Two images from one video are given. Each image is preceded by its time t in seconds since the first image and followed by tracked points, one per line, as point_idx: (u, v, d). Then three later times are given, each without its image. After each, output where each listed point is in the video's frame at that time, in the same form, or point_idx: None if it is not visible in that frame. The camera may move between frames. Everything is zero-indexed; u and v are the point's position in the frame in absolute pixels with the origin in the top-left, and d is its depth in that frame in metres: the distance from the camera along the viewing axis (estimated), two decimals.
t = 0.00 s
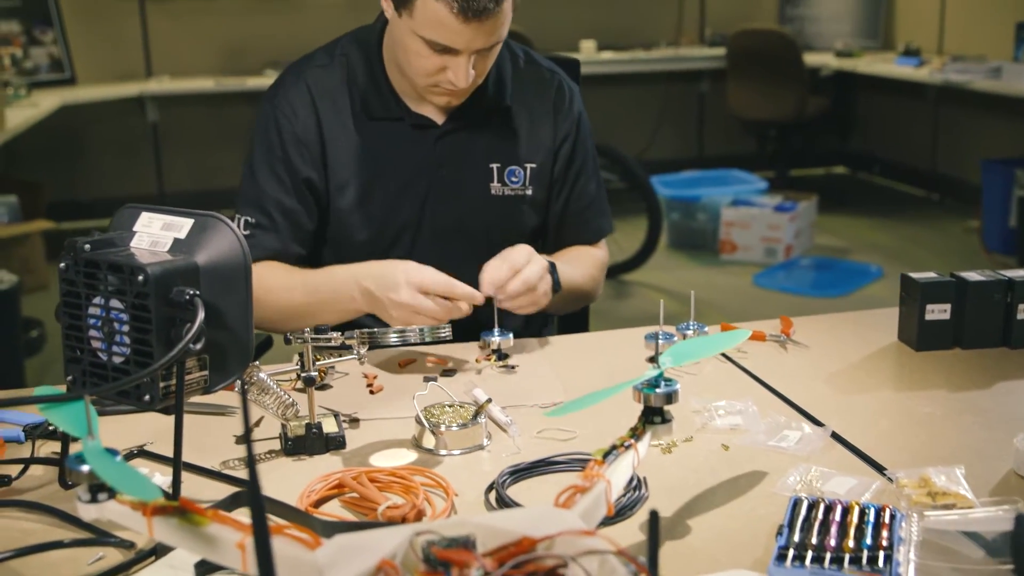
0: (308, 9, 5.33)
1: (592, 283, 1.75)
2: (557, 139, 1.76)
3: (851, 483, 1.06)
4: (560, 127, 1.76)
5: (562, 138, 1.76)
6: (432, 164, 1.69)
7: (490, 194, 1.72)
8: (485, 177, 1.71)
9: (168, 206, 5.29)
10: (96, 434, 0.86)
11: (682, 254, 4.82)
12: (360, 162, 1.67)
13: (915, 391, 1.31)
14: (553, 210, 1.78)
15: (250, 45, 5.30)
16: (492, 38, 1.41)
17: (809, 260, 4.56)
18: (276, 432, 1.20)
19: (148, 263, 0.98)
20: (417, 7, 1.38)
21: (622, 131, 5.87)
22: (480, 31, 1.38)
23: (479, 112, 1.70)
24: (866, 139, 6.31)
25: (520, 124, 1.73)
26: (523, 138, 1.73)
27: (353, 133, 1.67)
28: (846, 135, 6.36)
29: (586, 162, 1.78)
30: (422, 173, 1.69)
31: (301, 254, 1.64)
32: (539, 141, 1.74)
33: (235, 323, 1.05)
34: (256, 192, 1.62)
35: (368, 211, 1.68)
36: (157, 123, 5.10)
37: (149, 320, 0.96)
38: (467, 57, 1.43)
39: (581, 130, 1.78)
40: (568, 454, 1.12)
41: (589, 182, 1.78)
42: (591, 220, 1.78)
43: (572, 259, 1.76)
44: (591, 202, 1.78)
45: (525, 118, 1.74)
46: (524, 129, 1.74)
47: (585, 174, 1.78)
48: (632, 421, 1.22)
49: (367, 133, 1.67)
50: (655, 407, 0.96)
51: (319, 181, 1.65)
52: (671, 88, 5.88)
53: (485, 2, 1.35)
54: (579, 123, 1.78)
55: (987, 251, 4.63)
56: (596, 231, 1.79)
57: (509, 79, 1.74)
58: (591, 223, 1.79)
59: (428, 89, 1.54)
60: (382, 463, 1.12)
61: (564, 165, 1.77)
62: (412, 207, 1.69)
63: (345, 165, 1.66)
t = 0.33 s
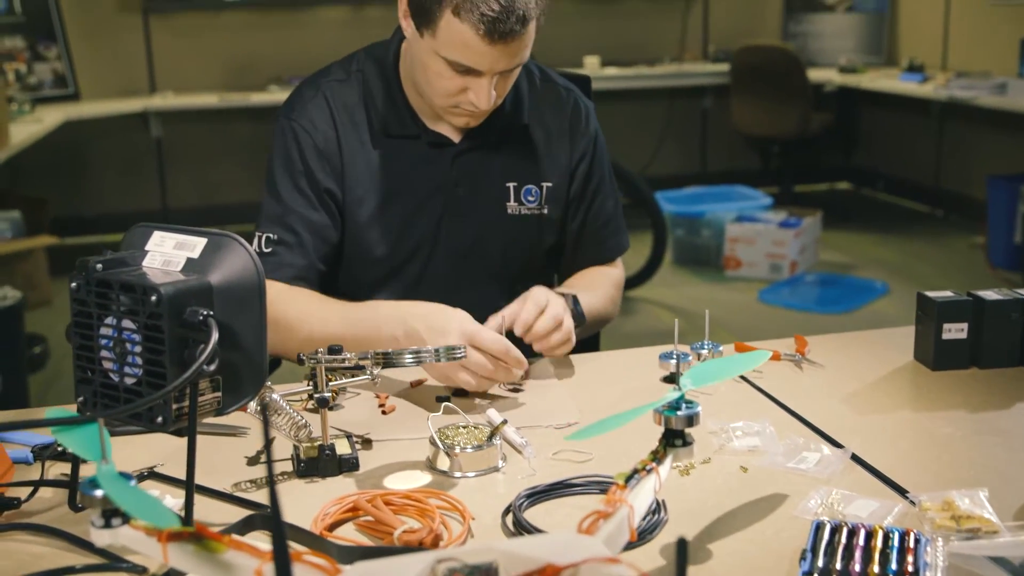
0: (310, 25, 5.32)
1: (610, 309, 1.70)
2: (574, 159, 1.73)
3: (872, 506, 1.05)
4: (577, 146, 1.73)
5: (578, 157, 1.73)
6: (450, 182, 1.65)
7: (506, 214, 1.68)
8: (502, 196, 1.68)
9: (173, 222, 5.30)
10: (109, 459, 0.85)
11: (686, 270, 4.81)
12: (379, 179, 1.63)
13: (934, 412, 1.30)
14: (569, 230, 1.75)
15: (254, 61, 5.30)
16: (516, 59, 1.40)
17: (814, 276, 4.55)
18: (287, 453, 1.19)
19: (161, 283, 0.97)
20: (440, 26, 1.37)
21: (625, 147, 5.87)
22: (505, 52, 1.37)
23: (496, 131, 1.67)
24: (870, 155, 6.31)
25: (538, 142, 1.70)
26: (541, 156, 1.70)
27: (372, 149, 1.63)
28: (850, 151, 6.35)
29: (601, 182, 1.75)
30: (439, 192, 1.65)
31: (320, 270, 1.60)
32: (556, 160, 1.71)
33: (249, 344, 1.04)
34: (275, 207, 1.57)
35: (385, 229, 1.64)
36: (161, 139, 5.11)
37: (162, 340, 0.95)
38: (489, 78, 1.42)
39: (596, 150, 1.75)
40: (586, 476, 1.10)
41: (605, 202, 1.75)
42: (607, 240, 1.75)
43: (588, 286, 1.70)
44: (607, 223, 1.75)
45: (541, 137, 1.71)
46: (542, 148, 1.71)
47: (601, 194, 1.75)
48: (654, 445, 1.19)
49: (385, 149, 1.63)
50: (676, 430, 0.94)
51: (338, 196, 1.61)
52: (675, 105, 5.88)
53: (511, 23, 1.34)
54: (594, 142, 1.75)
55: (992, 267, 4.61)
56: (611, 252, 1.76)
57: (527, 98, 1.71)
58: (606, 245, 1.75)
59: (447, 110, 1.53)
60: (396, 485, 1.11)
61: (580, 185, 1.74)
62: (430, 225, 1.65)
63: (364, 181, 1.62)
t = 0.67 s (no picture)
0: (312, 44, 5.32)
1: (616, 339, 1.69)
2: (589, 185, 1.71)
3: (893, 533, 1.03)
4: (592, 172, 1.72)
5: (593, 184, 1.72)
6: (465, 207, 1.64)
7: (520, 239, 1.67)
8: (517, 222, 1.66)
9: (175, 241, 5.29)
10: (122, 488, 0.84)
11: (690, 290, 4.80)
12: (393, 202, 1.61)
13: (950, 436, 1.28)
14: (583, 257, 1.74)
15: (256, 79, 5.29)
16: (540, 91, 1.35)
17: (818, 295, 4.55)
18: (298, 478, 1.17)
19: (173, 306, 0.95)
20: (466, 56, 1.33)
21: (627, 166, 5.86)
22: (529, 87, 1.33)
23: (513, 156, 1.65)
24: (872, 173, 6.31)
25: (553, 168, 1.69)
26: (557, 182, 1.69)
27: (388, 172, 1.62)
28: (852, 171, 6.35)
29: (617, 208, 1.73)
30: (453, 216, 1.63)
31: (330, 292, 1.58)
32: (571, 187, 1.70)
33: (261, 368, 1.02)
34: (288, 226, 1.56)
35: (399, 252, 1.62)
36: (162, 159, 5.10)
37: (174, 366, 0.93)
38: (512, 109, 1.38)
39: (612, 176, 1.74)
40: (602, 502, 1.09)
41: (620, 228, 1.73)
42: (622, 267, 1.74)
43: (594, 317, 1.70)
44: (621, 249, 1.74)
45: (558, 162, 1.69)
46: (558, 174, 1.69)
47: (616, 221, 1.74)
48: (671, 471, 1.18)
49: (400, 171, 1.62)
50: (696, 456, 0.92)
51: (351, 218, 1.60)
52: (677, 123, 5.88)
53: (539, 59, 1.31)
54: (610, 168, 1.74)
55: (996, 287, 4.59)
56: (624, 279, 1.74)
57: (544, 122, 1.70)
58: (620, 272, 1.74)
59: (466, 138, 1.49)
60: (409, 511, 1.09)
61: (595, 212, 1.72)
62: (443, 249, 1.64)
63: (378, 204, 1.61)
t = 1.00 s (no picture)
0: (315, 59, 5.31)
1: (626, 358, 1.68)
2: (603, 204, 1.70)
3: (915, 556, 1.02)
4: (606, 192, 1.71)
5: (607, 204, 1.71)
6: (479, 226, 1.63)
7: (533, 258, 1.65)
8: (530, 240, 1.65)
9: (178, 257, 5.27)
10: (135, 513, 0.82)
11: (693, 306, 4.79)
12: (407, 220, 1.60)
13: (969, 457, 1.26)
14: (597, 276, 1.73)
15: (259, 95, 5.29)
16: (559, 114, 1.34)
17: (822, 312, 4.53)
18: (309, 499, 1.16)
19: (185, 326, 0.93)
20: (485, 77, 1.32)
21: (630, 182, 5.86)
22: (548, 110, 1.32)
23: (527, 175, 1.64)
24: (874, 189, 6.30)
25: (568, 187, 1.68)
26: (572, 200, 1.68)
27: (403, 191, 1.61)
28: (854, 187, 6.35)
29: (631, 228, 1.73)
30: (467, 234, 1.62)
31: (342, 310, 1.57)
32: (586, 206, 1.69)
33: (274, 389, 1.01)
34: (300, 244, 1.54)
35: (412, 271, 1.61)
36: (165, 174, 5.10)
37: (186, 387, 0.91)
38: (530, 131, 1.37)
39: (625, 195, 1.73)
40: (619, 524, 1.07)
41: (633, 247, 1.73)
42: (634, 286, 1.73)
43: (606, 337, 1.69)
44: (635, 269, 1.73)
45: (573, 181, 1.68)
46: (573, 192, 1.68)
47: (630, 240, 1.73)
48: (687, 492, 1.16)
49: (414, 190, 1.61)
50: (717, 479, 0.91)
51: (364, 236, 1.59)
52: (680, 140, 5.88)
53: (559, 82, 1.30)
54: (624, 187, 1.73)
55: (1001, 303, 4.57)
56: (637, 300, 1.74)
57: (559, 141, 1.69)
58: (633, 291, 1.73)
59: (482, 158, 1.48)
60: (423, 534, 1.08)
61: (608, 231, 1.71)
62: (457, 268, 1.62)
63: (392, 222, 1.60)
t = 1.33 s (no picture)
0: (319, 71, 5.31)
1: (636, 372, 1.67)
2: (613, 218, 1.70)
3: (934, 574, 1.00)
4: (617, 205, 1.70)
5: (617, 217, 1.70)
6: (490, 240, 1.62)
7: (544, 271, 1.64)
8: (541, 254, 1.64)
9: (179, 269, 5.26)
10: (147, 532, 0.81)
11: (697, 318, 4.77)
12: (417, 233, 1.59)
13: (984, 473, 1.25)
14: (607, 289, 1.72)
15: (261, 107, 5.29)
16: (573, 129, 1.34)
17: (827, 324, 4.52)
18: (318, 516, 1.15)
19: (196, 341, 0.92)
20: (499, 93, 1.32)
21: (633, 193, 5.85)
22: (562, 126, 1.32)
23: (538, 189, 1.64)
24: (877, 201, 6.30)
25: (579, 200, 1.67)
26: (583, 214, 1.67)
27: (413, 205, 1.60)
28: (856, 200, 6.34)
29: (640, 241, 1.72)
30: (477, 248, 1.61)
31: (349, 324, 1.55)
32: (597, 219, 1.68)
33: (286, 406, 1.00)
34: (309, 257, 1.53)
35: (423, 285, 1.60)
36: (166, 185, 5.09)
37: (198, 405, 0.90)
38: (544, 146, 1.36)
39: (635, 209, 1.72)
40: (633, 542, 1.06)
41: (643, 261, 1.72)
42: (644, 300, 1.72)
43: (616, 352, 1.68)
44: (644, 283, 1.72)
45: (584, 194, 1.67)
46: (584, 205, 1.67)
47: (640, 254, 1.72)
48: (702, 509, 1.15)
49: (424, 204, 1.60)
50: (735, 497, 0.89)
51: (374, 249, 1.57)
52: (682, 152, 5.87)
53: (574, 99, 1.29)
54: (634, 200, 1.72)
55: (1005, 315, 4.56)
56: (646, 313, 1.73)
57: (570, 154, 1.68)
58: (642, 305, 1.72)
59: (494, 173, 1.47)
60: (434, 551, 1.06)
61: (619, 245, 1.71)
62: (467, 282, 1.61)
63: (402, 236, 1.59)
